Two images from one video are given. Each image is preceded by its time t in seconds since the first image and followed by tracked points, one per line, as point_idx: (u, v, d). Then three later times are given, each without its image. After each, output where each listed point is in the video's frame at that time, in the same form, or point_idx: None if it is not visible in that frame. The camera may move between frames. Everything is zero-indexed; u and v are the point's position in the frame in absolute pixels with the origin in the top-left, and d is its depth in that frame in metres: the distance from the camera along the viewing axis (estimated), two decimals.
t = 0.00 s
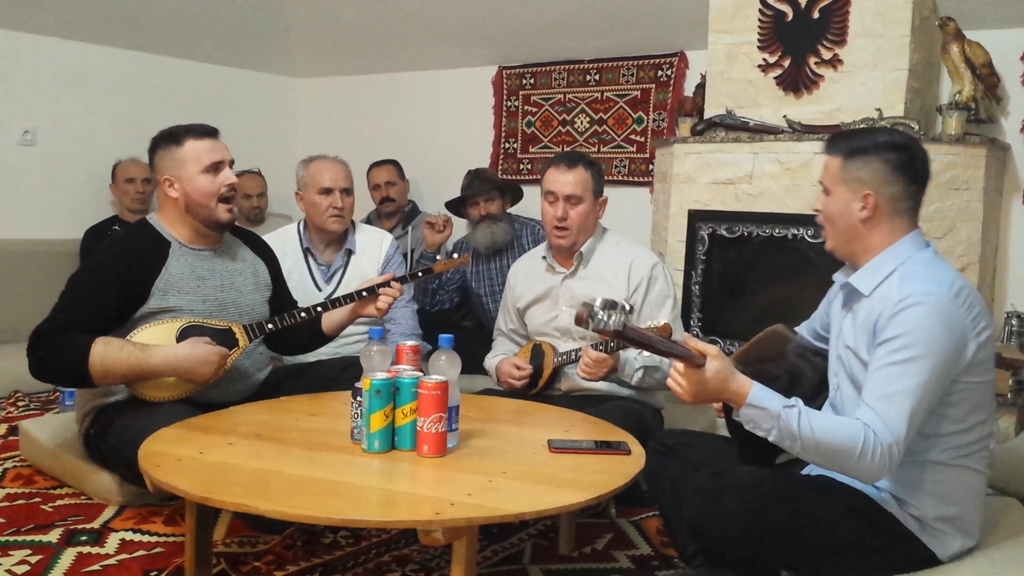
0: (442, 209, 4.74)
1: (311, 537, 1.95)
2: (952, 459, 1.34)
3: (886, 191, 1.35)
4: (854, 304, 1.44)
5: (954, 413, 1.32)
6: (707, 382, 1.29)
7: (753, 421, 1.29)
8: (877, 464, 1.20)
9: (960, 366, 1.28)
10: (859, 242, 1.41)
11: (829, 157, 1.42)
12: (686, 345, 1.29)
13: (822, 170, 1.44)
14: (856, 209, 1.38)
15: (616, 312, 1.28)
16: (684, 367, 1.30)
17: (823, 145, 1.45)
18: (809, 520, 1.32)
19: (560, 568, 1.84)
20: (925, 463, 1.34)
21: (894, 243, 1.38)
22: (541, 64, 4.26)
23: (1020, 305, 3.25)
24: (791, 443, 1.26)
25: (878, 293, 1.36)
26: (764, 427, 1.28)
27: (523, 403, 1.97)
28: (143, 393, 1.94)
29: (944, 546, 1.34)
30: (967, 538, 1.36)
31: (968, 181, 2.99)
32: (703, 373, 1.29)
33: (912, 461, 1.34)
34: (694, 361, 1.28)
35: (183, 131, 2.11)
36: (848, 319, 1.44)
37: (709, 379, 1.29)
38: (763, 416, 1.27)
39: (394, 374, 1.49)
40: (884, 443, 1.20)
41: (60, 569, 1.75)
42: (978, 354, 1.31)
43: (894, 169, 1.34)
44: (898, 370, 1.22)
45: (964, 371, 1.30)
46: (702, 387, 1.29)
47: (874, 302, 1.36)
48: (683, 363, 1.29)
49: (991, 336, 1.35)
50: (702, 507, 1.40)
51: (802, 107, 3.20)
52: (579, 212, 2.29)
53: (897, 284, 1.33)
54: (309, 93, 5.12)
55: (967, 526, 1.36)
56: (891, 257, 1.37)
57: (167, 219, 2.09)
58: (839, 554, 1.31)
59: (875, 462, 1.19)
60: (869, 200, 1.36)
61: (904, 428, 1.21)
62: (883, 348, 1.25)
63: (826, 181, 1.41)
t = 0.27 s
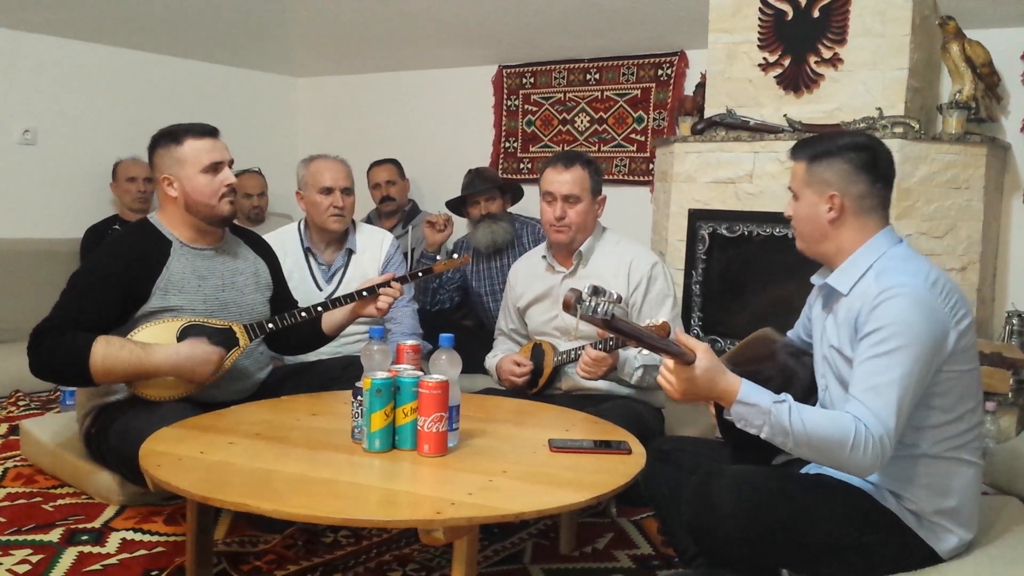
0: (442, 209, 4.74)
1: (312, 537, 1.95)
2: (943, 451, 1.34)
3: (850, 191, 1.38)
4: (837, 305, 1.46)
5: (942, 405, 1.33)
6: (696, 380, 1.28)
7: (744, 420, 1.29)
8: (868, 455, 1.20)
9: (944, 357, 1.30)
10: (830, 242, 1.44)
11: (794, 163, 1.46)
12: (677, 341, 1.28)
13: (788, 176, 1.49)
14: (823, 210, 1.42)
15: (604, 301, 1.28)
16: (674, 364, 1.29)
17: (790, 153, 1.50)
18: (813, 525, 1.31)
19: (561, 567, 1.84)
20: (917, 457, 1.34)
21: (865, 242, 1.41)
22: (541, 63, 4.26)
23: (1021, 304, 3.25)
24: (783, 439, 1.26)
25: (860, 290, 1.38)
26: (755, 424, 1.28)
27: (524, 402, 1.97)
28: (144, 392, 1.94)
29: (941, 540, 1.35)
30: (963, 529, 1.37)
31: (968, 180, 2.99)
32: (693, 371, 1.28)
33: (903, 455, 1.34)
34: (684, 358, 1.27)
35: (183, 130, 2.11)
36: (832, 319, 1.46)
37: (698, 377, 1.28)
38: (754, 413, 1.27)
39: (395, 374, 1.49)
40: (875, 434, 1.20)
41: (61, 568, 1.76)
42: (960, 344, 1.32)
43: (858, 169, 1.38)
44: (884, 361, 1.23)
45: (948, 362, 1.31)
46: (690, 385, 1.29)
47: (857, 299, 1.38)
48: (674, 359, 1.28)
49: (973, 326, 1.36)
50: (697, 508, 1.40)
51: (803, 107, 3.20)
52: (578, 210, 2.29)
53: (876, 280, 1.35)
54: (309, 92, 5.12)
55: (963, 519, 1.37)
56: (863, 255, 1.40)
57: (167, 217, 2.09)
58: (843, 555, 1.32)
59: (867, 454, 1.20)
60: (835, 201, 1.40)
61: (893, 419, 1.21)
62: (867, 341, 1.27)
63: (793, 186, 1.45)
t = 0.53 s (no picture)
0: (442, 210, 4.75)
1: (312, 538, 1.95)
2: (937, 446, 1.34)
3: (832, 193, 1.42)
4: (825, 307, 1.47)
5: (933, 399, 1.34)
6: (691, 377, 1.29)
7: (739, 418, 1.30)
8: (863, 450, 1.20)
9: (933, 350, 1.30)
10: (815, 245, 1.47)
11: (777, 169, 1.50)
12: (672, 339, 1.29)
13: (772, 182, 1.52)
14: (806, 213, 1.45)
15: (597, 292, 1.25)
16: (669, 361, 1.31)
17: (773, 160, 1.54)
18: (813, 524, 1.31)
19: (561, 569, 1.84)
20: (911, 453, 1.35)
21: (849, 243, 1.44)
22: (540, 64, 4.26)
23: (1021, 306, 3.25)
24: (777, 436, 1.26)
25: (848, 290, 1.39)
26: (750, 423, 1.29)
27: (524, 403, 1.97)
28: (144, 394, 1.94)
29: (940, 538, 1.35)
30: (962, 526, 1.37)
31: (968, 182, 3.00)
32: (688, 368, 1.29)
33: (898, 453, 1.35)
34: (680, 356, 1.28)
35: (181, 132, 2.11)
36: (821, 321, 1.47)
37: (693, 375, 1.29)
38: (749, 411, 1.28)
39: (395, 375, 1.49)
40: (869, 429, 1.20)
41: (61, 569, 1.76)
42: (948, 338, 1.33)
43: (838, 172, 1.42)
44: (873, 356, 1.24)
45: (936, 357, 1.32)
46: (685, 381, 1.30)
47: (845, 300, 1.39)
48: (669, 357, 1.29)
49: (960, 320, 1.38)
50: (697, 508, 1.40)
51: (802, 108, 3.20)
52: (575, 212, 2.29)
53: (863, 280, 1.37)
54: (308, 94, 5.12)
55: (961, 517, 1.37)
56: (847, 256, 1.43)
57: (167, 219, 2.09)
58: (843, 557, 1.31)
59: (862, 448, 1.20)
60: (818, 203, 1.43)
61: (886, 413, 1.21)
62: (856, 337, 1.27)
63: (777, 191, 1.49)
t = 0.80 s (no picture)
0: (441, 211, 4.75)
1: (311, 539, 1.95)
2: (933, 445, 1.35)
3: (827, 193, 1.42)
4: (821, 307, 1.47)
5: (927, 398, 1.34)
6: (685, 373, 1.28)
7: (732, 415, 1.30)
8: (856, 448, 1.20)
9: (926, 349, 1.30)
10: (810, 245, 1.47)
11: (772, 169, 1.49)
12: (666, 334, 1.28)
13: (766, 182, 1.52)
14: (802, 213, 1.45)
15: (588, 280, 1.24)
16: (663, 357, 1.30)
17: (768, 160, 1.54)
18: (813, 525, 1.31)
19: (560, 570, 1.84)
20: (907, 452, 1.35)
21: (844, 243, 1.44)
22: (540, 65, 4.26)
23: (1020, 307, 3.25)
24: (770, 433, 1.26)
25: (843, 290, 1.39)
26: (743, 419, 1.29)
27: (523, 404, 1.97)
28: (142, 395, 1.94)
29: (939, 538, 1.34)
30: (960, 526, 1.36)
31: (967, 183, 3.00)
32: (682, 364, 1.28)
33: (895, 453, 1.35)
34: (674, 351, 1.28)
35: (180, 132, 2.11)
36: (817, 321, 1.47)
37: (688, 370, 1.28)
38: (742, 408, 1.28)
39: (394, 376, 1.49)
40: (861, 427, 1.20)
41: (60, 570, 1.76)
42: (942, 337, 1.33)
43: (834, 173, 1.42)
44: (867, 355, 1.24)
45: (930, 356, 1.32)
46: (679, 377, 1.29)
47: (839, 299, 1.40)
48: (663, 352, 1.28)
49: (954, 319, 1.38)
50: (696, 509, 1.40)
51: (802, 109, 3.20)
52: (572, 212, 2.28)
53: (857, 279, 1.37)
54: (308, 94, 5.11)
55: (960, 517, 1.37)
56: (842, 256, 1.43)
57: (165, 220, 2.09)
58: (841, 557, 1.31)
59: (854, 447, 1.20)
60: (813, 204, 1.43)
61: (878, 412, 1.22)
62: (849, 337, 1.27)
63: (772, 191, 1.49)
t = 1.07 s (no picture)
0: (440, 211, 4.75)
1: (311, 539, 1.95)
2: (933, 446, 1.35)
3: (829, 193, 1.42)
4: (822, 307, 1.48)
5: (927, 399, 1.34)
6: (685, 374, 1.28)
7: (733, 415, 1.30)
8: (856, 449, 1.20)
9: (927, 350, 1.30)
10: (811, 245, 1.48)
11: (774, 168, 1.49)
12: (666, 335, 1.28)
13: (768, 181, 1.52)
14: (803, 213, 1.45)
15: (588, 283, 1.24)
16: (663, 357, 1.29)
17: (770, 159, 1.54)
18: (814, 525, 1.31)
19: (559, 570, 1.84)
20: (907, 452, 1.35)
21: (845, 243, 1.44)
22: (539, 65, 4.26)
23: (1019, 307, 3.25)
24: (771, 434, 1.26)
25: (843, 290, 1.40)
26: (743, 420, 1.29)
27: (522, 404, 1.97)
28: (142, 396, 1.94)
29: (938, 539, 1.35)
30: (960, 527, 1.36)
31: (967, 183, 3.00)
32: (682, 364, 1.28)
33: (894, 453, 1.35)
34: (674, 352, 1.27)
35: (178, 132, 2.10)
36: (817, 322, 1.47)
37: (688, 371, 1.28)
38: (743, 409, 1.28)
39: (393, 376, 1.49)
40: (862, 429, 1.21)
41: (59, 570, 1.76)
42: (942, 338, 1.33)
43: (836, 172, 1.42)
44: (867, 356, 1.24)
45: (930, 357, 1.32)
46: (680, 378, 1.29)
47: (840, 300, 1.40)
48: (664, 353, 1.28)
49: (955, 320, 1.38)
50: (695, 508, 1.40)
51: (801, 109, 3.20)
52: (572, 213, 2.28)
53: (857, 279, 1.37)
54: (307, 93, 5.11)
55: (959, 518, 1.37)
56: (844, 256, 1.43)
57: (163, 220, 2.09)
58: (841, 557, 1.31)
59: (855, 448, 1.20)
60: (814, 203, 1.43)
61: (878, 414, 1.22)
62: (850, 337, 1.27)
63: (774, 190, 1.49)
